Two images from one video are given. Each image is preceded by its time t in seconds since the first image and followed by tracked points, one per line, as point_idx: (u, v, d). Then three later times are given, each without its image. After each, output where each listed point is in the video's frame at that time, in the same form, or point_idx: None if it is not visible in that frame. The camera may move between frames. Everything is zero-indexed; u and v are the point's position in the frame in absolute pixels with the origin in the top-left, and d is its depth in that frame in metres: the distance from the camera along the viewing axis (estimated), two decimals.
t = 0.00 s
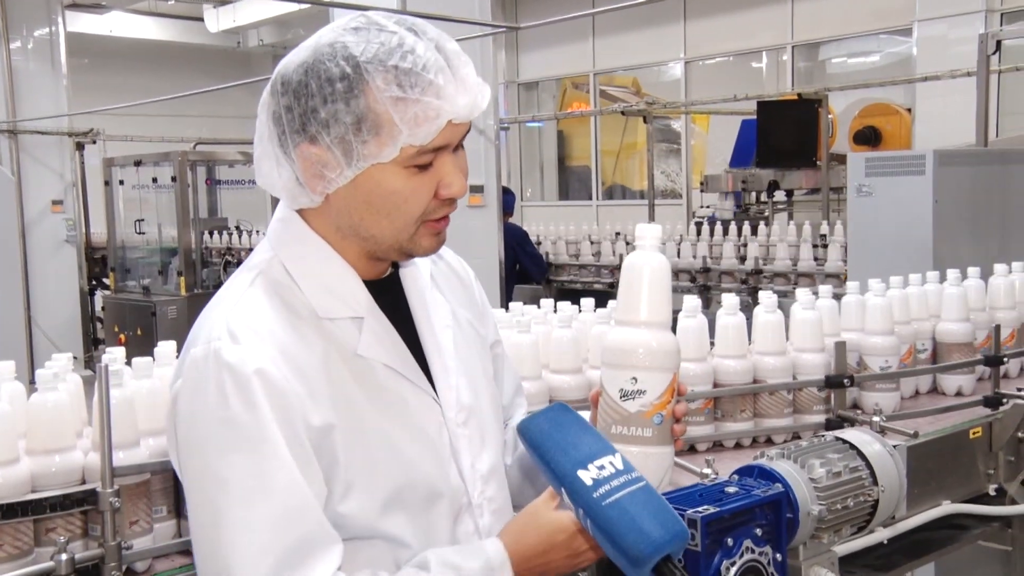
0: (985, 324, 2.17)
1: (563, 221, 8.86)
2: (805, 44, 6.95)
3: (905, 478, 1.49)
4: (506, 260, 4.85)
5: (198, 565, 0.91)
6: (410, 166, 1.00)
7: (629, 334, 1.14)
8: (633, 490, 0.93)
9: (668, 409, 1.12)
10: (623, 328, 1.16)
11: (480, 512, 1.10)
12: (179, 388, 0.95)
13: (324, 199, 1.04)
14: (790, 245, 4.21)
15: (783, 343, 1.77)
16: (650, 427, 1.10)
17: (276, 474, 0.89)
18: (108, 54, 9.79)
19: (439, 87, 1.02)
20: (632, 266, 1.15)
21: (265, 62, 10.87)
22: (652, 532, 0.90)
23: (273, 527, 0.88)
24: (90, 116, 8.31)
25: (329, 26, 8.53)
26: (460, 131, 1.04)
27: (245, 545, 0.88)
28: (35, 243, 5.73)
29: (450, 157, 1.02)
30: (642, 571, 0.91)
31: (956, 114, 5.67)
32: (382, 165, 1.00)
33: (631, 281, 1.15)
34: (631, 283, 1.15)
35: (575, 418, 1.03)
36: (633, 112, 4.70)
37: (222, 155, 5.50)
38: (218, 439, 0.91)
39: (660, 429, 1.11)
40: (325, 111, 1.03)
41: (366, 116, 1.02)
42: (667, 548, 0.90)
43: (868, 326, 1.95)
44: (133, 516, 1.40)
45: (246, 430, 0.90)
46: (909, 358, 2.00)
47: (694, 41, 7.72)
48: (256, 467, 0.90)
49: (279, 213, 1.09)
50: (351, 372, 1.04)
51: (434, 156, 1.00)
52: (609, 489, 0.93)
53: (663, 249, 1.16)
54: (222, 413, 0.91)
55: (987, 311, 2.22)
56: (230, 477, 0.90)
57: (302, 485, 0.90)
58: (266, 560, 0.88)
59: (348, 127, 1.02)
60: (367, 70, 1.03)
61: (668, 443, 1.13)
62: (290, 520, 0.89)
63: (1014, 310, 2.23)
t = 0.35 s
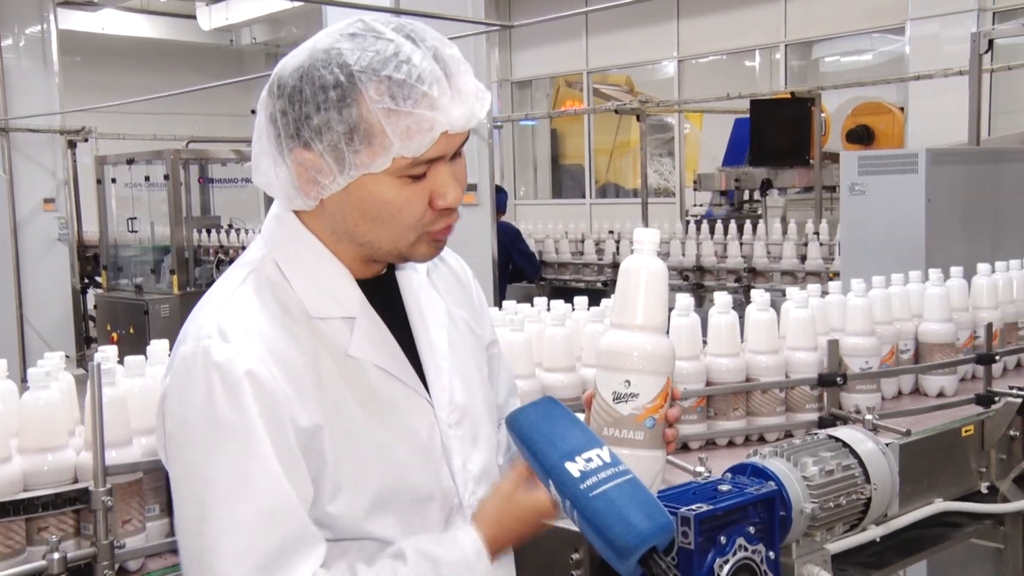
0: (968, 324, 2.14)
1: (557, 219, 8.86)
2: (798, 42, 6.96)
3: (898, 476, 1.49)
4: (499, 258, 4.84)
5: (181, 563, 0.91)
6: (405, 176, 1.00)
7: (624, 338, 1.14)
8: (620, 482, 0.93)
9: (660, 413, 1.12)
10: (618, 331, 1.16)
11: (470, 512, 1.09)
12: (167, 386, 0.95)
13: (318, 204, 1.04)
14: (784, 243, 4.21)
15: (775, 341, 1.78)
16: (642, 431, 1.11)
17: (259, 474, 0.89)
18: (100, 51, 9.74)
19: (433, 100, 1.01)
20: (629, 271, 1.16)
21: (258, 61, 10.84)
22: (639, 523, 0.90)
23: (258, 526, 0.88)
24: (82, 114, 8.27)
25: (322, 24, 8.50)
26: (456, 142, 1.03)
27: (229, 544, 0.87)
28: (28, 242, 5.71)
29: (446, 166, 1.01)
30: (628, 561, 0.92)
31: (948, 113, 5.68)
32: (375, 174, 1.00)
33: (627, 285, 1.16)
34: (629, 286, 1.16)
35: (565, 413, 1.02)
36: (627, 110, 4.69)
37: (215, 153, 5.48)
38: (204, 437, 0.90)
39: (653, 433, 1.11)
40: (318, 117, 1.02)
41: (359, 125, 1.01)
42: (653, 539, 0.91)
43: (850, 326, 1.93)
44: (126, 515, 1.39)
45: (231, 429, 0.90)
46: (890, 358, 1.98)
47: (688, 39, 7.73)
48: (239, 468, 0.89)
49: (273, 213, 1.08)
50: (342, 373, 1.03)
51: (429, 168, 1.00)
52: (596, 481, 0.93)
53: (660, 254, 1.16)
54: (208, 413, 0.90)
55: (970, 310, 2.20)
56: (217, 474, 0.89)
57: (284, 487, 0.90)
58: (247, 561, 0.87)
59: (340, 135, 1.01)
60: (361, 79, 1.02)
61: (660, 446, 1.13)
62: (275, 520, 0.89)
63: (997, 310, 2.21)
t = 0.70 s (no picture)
0: (960, 323, 2.12)
1: (552, 218, 8.86)
2: (793, 42, 6.96)
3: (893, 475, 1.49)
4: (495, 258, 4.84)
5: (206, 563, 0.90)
6: (368, 148, 0.98)
7: (617, 338, 1.14)
8: (611, 480, 0.93)
9: (652, 413, 1.11)
10: (611, 331, 1.16)
11: (465, 514, 1.08)
12: (179, 384, 0.94)
13: (302, 198, 1.05)
14: (780, 242, 4.21)
15: (770, 340, 1.78)
16: (632, 429, 1.10)
17: (291, 471, 0.89)
18: (96, 50, 9.72)
19: (377, 62, 0.99)
20: (621, 271, 1.17)
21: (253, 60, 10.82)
22: (631, 521, 0.90)
23: (289, 522, 0.87)
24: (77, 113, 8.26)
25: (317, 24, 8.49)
26: (421, 103, 1.00)
27: (261, 542, 0.87)
28: (23, 241, 5.70)
29: (412, 130, 0.99)
30: (619, 560, 0.91)
31: (943, 112, 5.69)
32: (339, 152, 1.00)
33: (621, 285, 1.17)
34: (623, 287, 1.17)
35: (556, 409, 1.02)
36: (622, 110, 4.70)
37: (210, 153, 5.47)
38: (226, 436, 0.90)
39: (644, 433, 1.10)
40: (275, 108, 1.03)
41: (311, 106, 1.01)
42: (646, 536, 0.90)
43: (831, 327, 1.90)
44: (121, 515, 1.39)
45: (254, 428, 0.89)
46: (893, 359, 1.97)
47: (683, 39, 7.73)
48: (270, 465, 0.89)
49: (269, 217, 1.08)
50: (351, 374, 1.03)
51: (391, 132, 0.98)
52: (588, 478, 0.93)
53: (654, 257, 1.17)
54: (231, 411, 0.90)
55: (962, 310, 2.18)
56: (244, 471, 0.88)
57: (314, 481, 0.90)
58: (284, 557, 0.87)
59: (297, 119, 1.02)
60: (303, 59, 1.02)
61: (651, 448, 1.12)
62: (307, 517, 0.89)
63: (993, 310, 2.19)
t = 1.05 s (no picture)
0: (947, 324, 2.10)
1: (550, 218, 8.86)
2: (791, 41, 6.96)
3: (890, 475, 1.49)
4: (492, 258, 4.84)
5: (175, 563, 0.91)
6: (371, 162, 0.98)
7: (603, 321, 1.16)
8: (609, 483, 0.93)
9: (640, 393, 1.14)
10: (597, 315, 1.17)
11: (459, 514, 1.09)
12: (162, 385, 0.94)
13: (299, 200, 1.04)
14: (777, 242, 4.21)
15: (764, 341, 1.77)
16: (622, 411, 1.13)
17: (256, 481, 0.88)
18: (92, 49, 9.71)
19: (397, 83, 1.00)
20: (607, 256, 1.17)
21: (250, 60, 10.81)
22: (631, 524, 0.90)
23: (250, 533, 0.87)
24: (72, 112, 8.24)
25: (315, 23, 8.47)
26: (430, 127, 1.01)
27: (227, 546, 0.87)
28: (19, 241, 5.68)
29: (418, 150, 0.99)
30: (619, 560, 0.91)
31: (940, 112, 5.70)
32: (343, 163, 0.99)
33: (606, 268, 1.17)
34: (606, 270, 1.17)
35: (556, 412, 1.02)
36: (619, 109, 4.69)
37: (207, 152, 5.45)
38: (200, 440, 0.90)
39: (634, 413, 1.14)
40: (286, 109, 1.02)
41: (323, 114, 1.00)
42: (646, 538, 0.91)
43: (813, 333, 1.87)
44: (110, 516, 1.38)
45: (227, 433, 0.89)
46: (882, 362, 1.95)
47: (680, 38, 7.73)
48: (236, 473, 0.88)
49: (264, 213, 1.08)
50: (335, 377, 1.03)
51: (397, 149, 0.98)
52: (587, 480, 0.93)
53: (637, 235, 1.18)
54: (205, 416, 0.90)
55: (950, 311, 2.15)
56: (210, 479, 0.89)
57: (277, 492, 0.89)
58: (241, 565, 0.87)
59: (306, 124, 1.01)
60: (323, 67, 1.01)
61: (641, 426, 1.16)
62: (264, 528, 0.88)
63: (981, 311, 2.16)
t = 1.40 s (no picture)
0: (934, 326, 2.09)
1: (549, 218, 8.86)
2: (789, 41, 6.96)
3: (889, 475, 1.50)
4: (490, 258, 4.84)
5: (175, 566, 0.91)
6: (366, 168, 0.98)
7: (593, 320, 1.14)
8: (608, 482, 0.93)
9: (624, 396, 1.11)
10: (588, 313, 1.16)
11: (449, 517, 1.08)
12: (153, 392, 0.94)
13: (292, 203, 1.04)
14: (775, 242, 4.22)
15: (754, 342, 1.77)
16: (602, 412, 1.10)
17: (256, 483, 0.89)
18: (90, 49, 9.70)
19: (393, 90, 0.99)
20: (604, 255, 1.16)
21: (248, 60, 10.81)
22: (630, 524, 0.90)
23: (251, 536, 0.88)
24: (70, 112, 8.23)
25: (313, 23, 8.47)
26: (426, 133, 1.00)
27: (227, 549, 0.87)
28: (17, 240, 5.68)
29: (413, 156, 0.99)
30: (619, 561, 0.91)
31: (938, 112, 5.71)
32: (338, 169, 0.99)
33: (601, 267, 1.16)
34: (602, 270, 1.16)
35: (553, 412, 1.02)
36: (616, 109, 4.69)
37: (205, 152, 5.44)
38: (195, 445, 0.90)
39: (615, 416, 1.10)
40: (281, 114, 1.02)
41: (319, 119, 1.00)
42: (644, 539, 0.90)
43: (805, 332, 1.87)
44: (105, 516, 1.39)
45: (221, 437, 0.90)
46: (869, 364, 1.93)
47: (678, 38, 7.73)
48: (234, 477, 0.89)
49: (255, 214, 1.08)
50: (326, 380, 1.03)
51: (392, 155, 0.98)
52: (587, 480, 0.92)
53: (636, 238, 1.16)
54: (197, 421, 0.90)
55: (938, 313, 2.14)
56: (208, 483, 0.89)
57: (282, 494, 0.90)
58: (248, 567, 0.88)
59: (302, 130, 1.01)
60: (319, 72, 1.00)
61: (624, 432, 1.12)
62: (269, 530, 0.89)
63: (971, 312, 2.15)
